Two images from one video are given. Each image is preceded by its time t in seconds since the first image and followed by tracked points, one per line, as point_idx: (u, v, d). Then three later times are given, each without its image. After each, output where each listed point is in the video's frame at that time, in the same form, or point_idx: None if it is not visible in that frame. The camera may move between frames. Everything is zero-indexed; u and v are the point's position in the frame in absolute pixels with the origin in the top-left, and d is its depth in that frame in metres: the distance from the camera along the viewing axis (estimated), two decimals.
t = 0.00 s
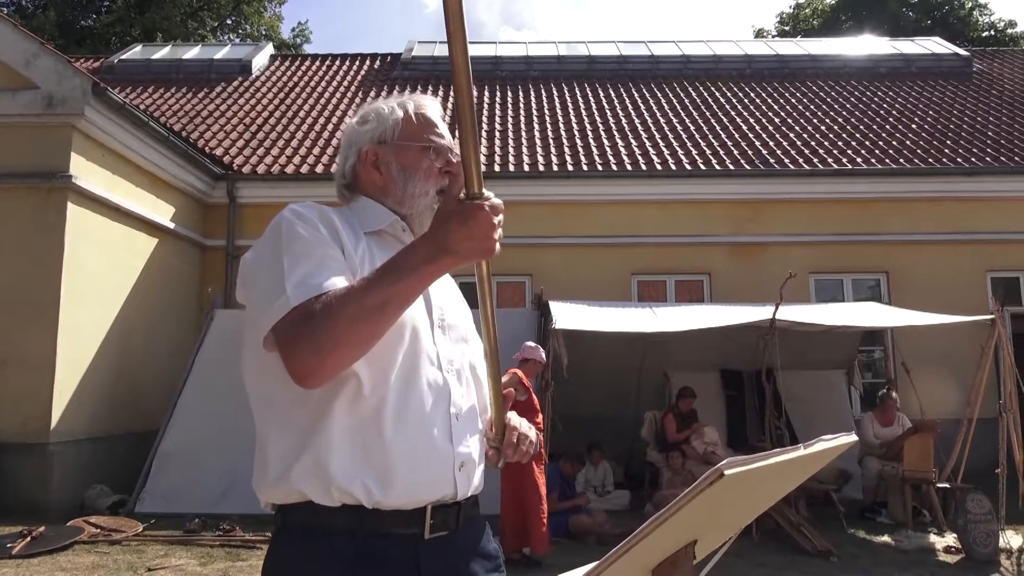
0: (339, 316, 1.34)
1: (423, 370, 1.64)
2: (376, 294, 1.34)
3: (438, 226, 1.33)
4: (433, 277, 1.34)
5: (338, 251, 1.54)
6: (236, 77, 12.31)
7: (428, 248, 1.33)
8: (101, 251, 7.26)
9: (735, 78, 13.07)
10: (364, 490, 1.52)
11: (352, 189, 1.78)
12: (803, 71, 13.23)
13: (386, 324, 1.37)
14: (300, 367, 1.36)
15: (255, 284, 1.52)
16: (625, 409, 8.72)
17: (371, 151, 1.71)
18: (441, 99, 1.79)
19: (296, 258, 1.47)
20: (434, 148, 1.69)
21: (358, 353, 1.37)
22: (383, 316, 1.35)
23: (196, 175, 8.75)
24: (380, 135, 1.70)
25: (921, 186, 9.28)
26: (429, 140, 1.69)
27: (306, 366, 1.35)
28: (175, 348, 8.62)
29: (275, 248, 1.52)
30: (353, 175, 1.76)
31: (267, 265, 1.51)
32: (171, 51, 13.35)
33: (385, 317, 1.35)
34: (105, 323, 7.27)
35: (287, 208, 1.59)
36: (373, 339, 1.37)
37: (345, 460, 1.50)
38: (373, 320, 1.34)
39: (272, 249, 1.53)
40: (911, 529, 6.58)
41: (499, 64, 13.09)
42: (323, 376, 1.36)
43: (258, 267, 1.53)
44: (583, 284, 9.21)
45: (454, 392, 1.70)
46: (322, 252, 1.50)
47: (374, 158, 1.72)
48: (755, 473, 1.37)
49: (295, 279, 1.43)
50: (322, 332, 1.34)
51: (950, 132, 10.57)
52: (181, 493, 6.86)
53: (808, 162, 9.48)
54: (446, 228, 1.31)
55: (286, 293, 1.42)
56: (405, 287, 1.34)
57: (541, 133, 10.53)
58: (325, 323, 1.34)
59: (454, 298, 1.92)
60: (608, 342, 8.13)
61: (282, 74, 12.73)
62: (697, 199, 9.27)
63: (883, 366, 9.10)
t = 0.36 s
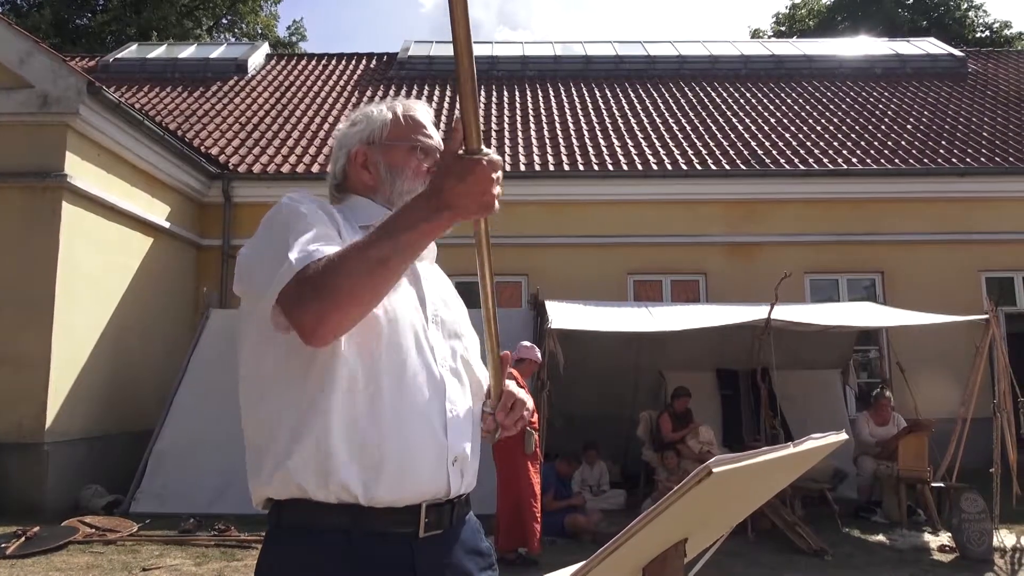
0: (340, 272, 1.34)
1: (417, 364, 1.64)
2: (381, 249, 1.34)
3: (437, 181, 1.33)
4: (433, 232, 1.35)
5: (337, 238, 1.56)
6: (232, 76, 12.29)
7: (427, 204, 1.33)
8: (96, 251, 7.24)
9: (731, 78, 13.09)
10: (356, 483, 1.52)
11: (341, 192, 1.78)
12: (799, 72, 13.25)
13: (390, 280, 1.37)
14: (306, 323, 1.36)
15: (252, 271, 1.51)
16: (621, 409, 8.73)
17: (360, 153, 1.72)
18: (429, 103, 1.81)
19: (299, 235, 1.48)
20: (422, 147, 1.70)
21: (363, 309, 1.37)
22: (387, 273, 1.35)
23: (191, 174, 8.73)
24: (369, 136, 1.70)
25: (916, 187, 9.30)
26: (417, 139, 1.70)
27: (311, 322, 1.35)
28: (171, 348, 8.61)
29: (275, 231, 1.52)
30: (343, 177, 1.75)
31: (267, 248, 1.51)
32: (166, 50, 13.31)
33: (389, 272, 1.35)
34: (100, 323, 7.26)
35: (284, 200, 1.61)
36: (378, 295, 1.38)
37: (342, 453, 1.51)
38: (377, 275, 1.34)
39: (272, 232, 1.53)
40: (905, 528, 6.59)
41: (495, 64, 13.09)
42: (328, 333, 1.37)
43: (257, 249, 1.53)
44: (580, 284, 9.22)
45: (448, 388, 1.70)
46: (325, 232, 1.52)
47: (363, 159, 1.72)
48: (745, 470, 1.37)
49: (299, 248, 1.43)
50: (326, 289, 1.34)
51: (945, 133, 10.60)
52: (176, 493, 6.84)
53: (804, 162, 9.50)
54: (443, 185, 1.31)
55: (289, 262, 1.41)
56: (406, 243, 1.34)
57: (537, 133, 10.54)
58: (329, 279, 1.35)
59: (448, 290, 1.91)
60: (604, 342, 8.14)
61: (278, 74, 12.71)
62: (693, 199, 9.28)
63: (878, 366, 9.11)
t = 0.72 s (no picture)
0: (385, 240, 1.33)
1: (414, 360, 1.65)
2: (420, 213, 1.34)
3: (461, 140, 1.35)
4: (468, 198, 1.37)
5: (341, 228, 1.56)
6: (228, 76, 12.27)
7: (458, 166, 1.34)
8: (92, 250, 7.22)
9: (728, 78, 13.10)
10: (356, 480, 1.53)
11: (332, 191, 1.79)
12: (795, 72, 13.27)
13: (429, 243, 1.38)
14: (351, 292, 1.35)
15: (255, 263, 1.52)
16: (618, 409, 8.74)
17: (349, 150, 1.72)
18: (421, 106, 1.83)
19: (304, 221, 1.48)
20: (412, 144, 1.71)
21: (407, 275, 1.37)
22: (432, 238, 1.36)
23: (187, 174, 8.73)
24: (358, 134, 1.71)
25: (912, 187, 9.32)
26: (407, 135, 1.71)
27: (359, 290, 1.34)
28: (166, 348, 8.59)
29: (278, 220, 1.52)
30: (333, 175, 1.76)
31: (271, 238, 1.50)
32: (162, 50, 13.29)
33: (432, 237, 1.35)
34: (97, 323, 7.25)
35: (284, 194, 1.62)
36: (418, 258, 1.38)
37: (344, 447, 1.51)
38: (422, 241, 1.34)
39: (274, 221, 1.53)
40: (901, 527, 6.61)
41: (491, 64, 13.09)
42: (376, 301, 1.36)
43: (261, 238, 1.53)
44: (576, 284, 9.23)
45: (445, 384, 1.71)
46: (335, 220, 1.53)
47: (353, 156, 1.73)
48: (739, 470, 1.38)
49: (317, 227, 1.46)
50: (372, 258, 1.33)
51: (941, 133, 10.63)
52: (173, 493, 6.84)
53: (801, 162, 9.51)
54: (468, 140, 1.34)
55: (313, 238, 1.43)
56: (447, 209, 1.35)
57: (534, 133, 10.54)
58: (374, 247, 1.33)
59: (444, 285, 1.93)
60: (601, 342, 8.15)
61: (275, 73, 12.69)
62: (689, 199, 9.29)
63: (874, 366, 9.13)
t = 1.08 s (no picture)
0: (384, 249, 1.35)
1: (405, 361, 1.65)
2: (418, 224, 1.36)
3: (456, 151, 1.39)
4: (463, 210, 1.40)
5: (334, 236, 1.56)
6: (225, 75, 12.26)
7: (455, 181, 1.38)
8: (88, 250, 7.21)
9: (724, 79, 13.12)
10: (345, 481, 1.53)
11: (329, 196, 1.78)
12: (792, 72, 13.28)
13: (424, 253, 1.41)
14: (347, 300, 1.37)
15: (253, 264, 1.53)
16: (614, 409, 8.74)
17: (345, 155, 1.73)
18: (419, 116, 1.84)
19: (301, 223, 1.48)
20: (406, 147, 1.70)
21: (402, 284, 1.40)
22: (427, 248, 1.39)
23: (184, 175, 8.72)
24: (353, 140, 1.72)
25: (908, 187, 9.34)
26: (401, 139, 1.71)
27: (353, 295, 1.36)
28: (162, 348, 8.58)
29: (276, 223, 1.52)
30: (330, 182, 1.76)
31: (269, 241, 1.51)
32: (159, 49, 13.28)
33: (429, 248, 1.39)
34: (92, 323, 7.23)
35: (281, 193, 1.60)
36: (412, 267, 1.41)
37: (334, 447, 1.51)
38: (421, 252, 1.37)
39: (272, 223, 1.53)
40: (897, 527, 6.62)
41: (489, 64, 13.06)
42: (372, 305, 1.38)
43: (259, 240, 1.54)
44: (573, 284, 9.23)
45: (435, 385, 1.71)
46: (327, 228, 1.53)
47: (349, 162, 1.73)
48: (730, 470, 1.38)
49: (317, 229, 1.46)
50: (371, 266, 1.35)
51: (937, 134, 10.65)
52: (169, 493, 6.83)
53: (797, 162, 9.52)
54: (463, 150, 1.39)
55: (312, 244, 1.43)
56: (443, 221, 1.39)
57: (531, 132, 10.54)
58: (371, 256, 1.35)
59: (436, 288, 1.93)
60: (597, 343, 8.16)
61: (271, 74, 12.67)
62: (686, 199, 9.30)
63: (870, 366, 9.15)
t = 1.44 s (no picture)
0: (374, 175, 1.26)
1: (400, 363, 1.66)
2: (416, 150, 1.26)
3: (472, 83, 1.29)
4: (470, 143, 1.27)
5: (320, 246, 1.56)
6: (222, 75, 12.25)
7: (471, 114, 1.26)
8: (85, 250, 7.20)
9: (721, 79, 13.13)
10: (345, 481, 1.53)
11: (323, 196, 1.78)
12: (789, 73, 13.29)
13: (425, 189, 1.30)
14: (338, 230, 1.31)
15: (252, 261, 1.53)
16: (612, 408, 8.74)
17: (338, 156, 1.71)
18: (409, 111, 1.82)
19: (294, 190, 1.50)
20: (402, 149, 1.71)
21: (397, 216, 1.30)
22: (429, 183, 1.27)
23: (181, 175, 8.71)
24: (347, 142, 1.71)
25: (905, 188, 9.35)
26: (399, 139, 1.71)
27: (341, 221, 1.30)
28: (159, 348, 8.57)
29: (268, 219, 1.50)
30: (322, 181, 1.74)
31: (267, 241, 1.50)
32: (156, 49, 13.26)
33: (424, 177, 1.26)
34: (89, 323, 7.23)
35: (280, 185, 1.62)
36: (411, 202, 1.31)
37: (332, 448, 1.52)
38: (411, 178, 1.25)
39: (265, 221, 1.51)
40: (893, 527, 6.63)
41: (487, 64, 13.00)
42: (360, 233, 1.30)
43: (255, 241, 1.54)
44: (571, 284, 9.23)
45: (430, 386, 1.71)
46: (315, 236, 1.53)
47: (342, 164, 1.71)
48: (726, 470, 1.38)
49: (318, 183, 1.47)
50: (360, 190, 1.26)
51: (934, 134, 10.66)
52: (167, 494, 6.81)
53: (795, 163, 9.53)
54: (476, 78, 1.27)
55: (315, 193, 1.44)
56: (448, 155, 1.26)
57: (529, 133, 10.55)
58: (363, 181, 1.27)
59: (432, 287, 1.93)
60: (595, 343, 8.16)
61: (268, 73, 12.66)
62: (683, 200, 9.31)
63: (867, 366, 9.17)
